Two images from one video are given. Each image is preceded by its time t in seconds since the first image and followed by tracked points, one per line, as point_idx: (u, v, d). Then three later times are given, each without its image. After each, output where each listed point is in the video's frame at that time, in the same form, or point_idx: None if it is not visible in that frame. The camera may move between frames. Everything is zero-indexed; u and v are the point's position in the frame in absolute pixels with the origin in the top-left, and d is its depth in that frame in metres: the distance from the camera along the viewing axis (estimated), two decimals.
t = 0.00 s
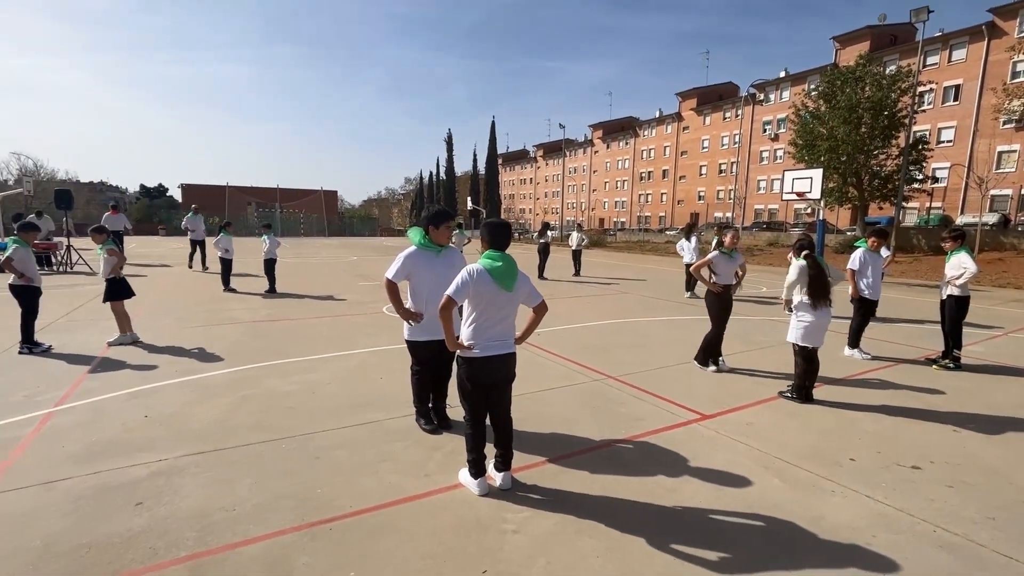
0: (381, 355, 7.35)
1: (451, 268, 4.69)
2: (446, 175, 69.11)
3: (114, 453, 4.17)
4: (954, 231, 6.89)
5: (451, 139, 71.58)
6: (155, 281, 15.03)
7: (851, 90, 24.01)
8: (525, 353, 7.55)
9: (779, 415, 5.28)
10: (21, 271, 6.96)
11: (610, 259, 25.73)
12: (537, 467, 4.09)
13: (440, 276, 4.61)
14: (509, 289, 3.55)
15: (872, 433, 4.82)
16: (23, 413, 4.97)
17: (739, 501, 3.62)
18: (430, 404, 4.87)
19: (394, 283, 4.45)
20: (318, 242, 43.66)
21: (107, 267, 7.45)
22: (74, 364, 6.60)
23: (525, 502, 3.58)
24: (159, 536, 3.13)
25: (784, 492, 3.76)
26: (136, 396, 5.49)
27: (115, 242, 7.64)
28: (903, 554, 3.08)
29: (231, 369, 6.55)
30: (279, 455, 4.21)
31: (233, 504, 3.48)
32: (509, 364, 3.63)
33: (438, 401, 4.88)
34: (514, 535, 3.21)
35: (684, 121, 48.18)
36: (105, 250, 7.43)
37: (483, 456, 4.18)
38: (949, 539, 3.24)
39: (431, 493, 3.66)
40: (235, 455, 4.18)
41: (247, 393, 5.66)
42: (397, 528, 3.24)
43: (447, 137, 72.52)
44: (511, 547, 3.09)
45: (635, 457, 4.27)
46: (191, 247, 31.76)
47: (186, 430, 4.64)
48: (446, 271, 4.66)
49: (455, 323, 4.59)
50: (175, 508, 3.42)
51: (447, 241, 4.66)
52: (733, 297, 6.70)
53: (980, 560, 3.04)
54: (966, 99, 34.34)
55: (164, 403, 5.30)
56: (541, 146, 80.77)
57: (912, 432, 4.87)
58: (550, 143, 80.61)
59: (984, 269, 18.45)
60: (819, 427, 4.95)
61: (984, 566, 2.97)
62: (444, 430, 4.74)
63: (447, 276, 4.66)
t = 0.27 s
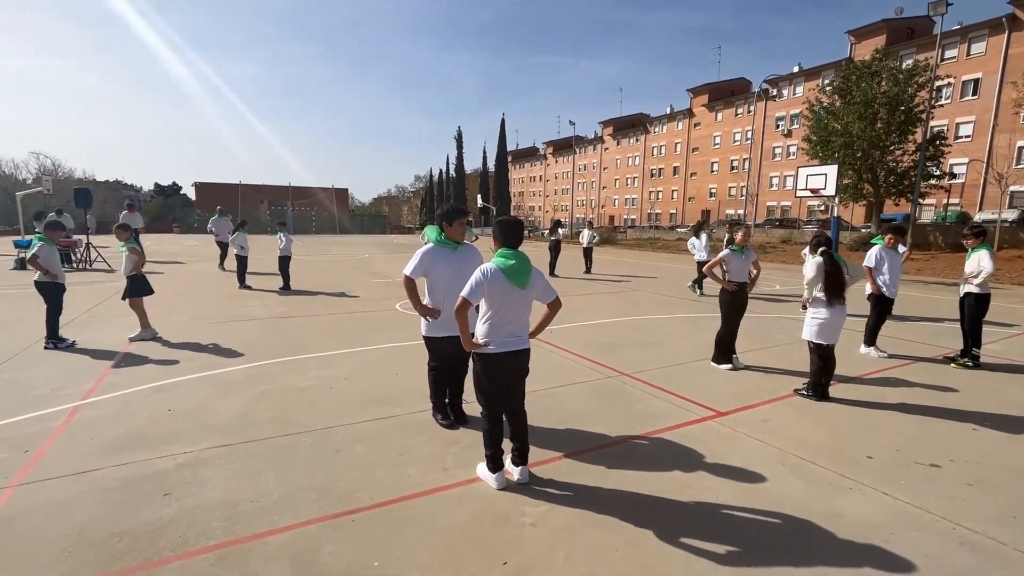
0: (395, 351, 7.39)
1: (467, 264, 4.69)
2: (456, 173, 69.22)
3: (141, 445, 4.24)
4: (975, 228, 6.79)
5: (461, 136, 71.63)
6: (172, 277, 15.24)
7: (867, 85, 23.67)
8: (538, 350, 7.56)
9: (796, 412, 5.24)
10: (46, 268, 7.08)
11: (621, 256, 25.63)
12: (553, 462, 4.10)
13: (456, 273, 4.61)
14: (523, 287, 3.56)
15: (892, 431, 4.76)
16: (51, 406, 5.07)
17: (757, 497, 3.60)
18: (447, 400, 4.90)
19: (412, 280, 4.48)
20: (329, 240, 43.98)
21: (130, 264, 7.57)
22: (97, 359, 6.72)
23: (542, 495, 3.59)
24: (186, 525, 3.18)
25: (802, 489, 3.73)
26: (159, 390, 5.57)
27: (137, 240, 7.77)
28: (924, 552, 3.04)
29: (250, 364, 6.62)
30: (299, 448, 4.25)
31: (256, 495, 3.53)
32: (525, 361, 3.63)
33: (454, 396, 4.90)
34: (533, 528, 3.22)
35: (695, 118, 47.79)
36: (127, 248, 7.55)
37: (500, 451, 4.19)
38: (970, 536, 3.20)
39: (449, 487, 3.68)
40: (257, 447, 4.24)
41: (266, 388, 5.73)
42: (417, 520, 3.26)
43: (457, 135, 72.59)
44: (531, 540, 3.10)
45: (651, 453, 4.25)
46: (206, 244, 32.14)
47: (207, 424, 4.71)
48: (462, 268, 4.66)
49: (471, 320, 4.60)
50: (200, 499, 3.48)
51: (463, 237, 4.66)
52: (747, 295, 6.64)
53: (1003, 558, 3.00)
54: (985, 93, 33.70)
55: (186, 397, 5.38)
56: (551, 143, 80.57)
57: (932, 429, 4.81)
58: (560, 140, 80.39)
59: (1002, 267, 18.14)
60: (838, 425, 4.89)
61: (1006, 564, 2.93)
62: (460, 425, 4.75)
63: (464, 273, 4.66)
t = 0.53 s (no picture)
0: (403, 348, 7.40)
1: (476, 261, 4.68)
2: (461, 171, 69.25)
3: (157, 440, 4.28)
4: (987, 225, 6.72)
5: (466, 134, 71.64)
6: (183, 275, 15.38)
7: (876, 81, 23.48)
8: (545, 348, 7.56)
9: (805, 410, 5.21)
10: (59, 265, 7.15)
11: (627, 253, 25.57)
12: (563, 458, 4.10)
13: (465, 270, 4.61)
14: (530, 285, 3.55)
15: (903, 429, 4.73)
16: (67, 401, 5.13)
17: (767, 493, 3.60)
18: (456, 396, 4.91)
19: (423, 277, 4.48)
20: (335, 237, 44.16)
21: (143, 261, 7.64)
22: (111, 355, 6.78)
23: (553, 491, 3.59)
24: (203, 518, 3.21)
25: (812, 486, 3.72)
26: (173, 386, 5.62)
27: (151, 238, 7.84)
28: (932, 548, 3.04)
29: (261, 360, 6.67)
30: (310, 444, 4.28)
31: (269, 489, 3.56)
32: (534, 358, 3.64)
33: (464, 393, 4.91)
34: (544, 523, 3.22)
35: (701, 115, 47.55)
36: (140, 246, 7.61)
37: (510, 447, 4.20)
38: (980, 534, 3.18)
39: (460, 482, 3.68)
40: (270, 443, 4.27)
41: (276, 384, 5.76)
42: (429, 514, 3.28)
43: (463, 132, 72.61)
44: (542, 535, 3.11)
45: (660, 450, 4.25)
46: (214, 242, 32.41)
47: (220, 419, 4.74)
48: (471, 264, 4.66)
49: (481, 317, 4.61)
50: (215, 493, 3.50)
51: (471, 234, 4.67)
52: (755, 293, 6.61)
53: (1013, 556, 2.97)
54: (996, 89, 33.34)
55: (200, 393, 5.42)
56: (557, 141, 80.42)
57: (943, 427, 4.78)
58: (566, 137, 80.23)
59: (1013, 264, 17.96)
60: (848, 422, 4.88)
61: (1014, 561, 2.92)
62: (470, 422, 4.77)
63: (473, 270, 4.66)
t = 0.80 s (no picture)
0: (404, 345, 7.41)
1: (477, 258, 4.69)
2: (462, 168, 69.19)
3: (161, 436, 4.29)
4: (989, 223, 6.70)
5: (467, 131, 71.55)
6: (184, 272, 15.39)
7: (878, 79, 23.41)
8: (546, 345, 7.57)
9: (807, 407, 5.22)
10: (61, 262, 7.16)
11: (628, 251, 25.55)
12: (566, 455, 4.11)
13: (467, 267, 4.62)
14: (531, 281, 3.55)
15: (904, 426, 4.74)
16: (71, 398, 5.14)
17: (768, 490, 3.61)
18: (459, 393, 4.92)
19: (424, 275, 4.48)
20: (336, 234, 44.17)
21: (146, 258, 7.63)
22: (115, 352, 6.79)
23: (555, 488, 3.60)
24: (207, 514, 3.22)
25: (813, 484, 3.72)
26: (176, 383, 5.63)
27: (154, 234, 7.82)
28: (933, 545, 3.04)
29: (264, 358, 6.68)
30: (313, 441, 4.29)
31: (273, 485, 3.57)
32: (536, 355, 3.64)
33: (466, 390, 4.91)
34: (547, 519, 3.23)
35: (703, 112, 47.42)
36: (144, 243, 7.61)
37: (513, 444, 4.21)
38: (981, 532, 3.18)
39: (463, 479, 3.69)
40: (273, 439, 4.27)
41: (279, 381, 5.77)
42: (432, 511, 3.29)
43: (464, 130, 72.51)
44: (545, 531, 3.11)
45: (662, 447, 4.26)
46: (216, 239, 32.41)
47: (223, 416, 4.75)
48: (472, 262, 4.66)
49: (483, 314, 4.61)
50: (219, 489, 3.51)
51: (472, 230, 4.68)
52: (755, 290, 6.61)
53: (1014, 553, 2.97)
54: (999, 86, 33.22)
55: (203, 390, 5.43)
56: (558, 138, 80.28)
57: (944, 425, 4.79)
58: (567, 135, 80.09)
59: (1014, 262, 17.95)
60: (849, 420, 4.88)
61: (1014, 559, 2.92)
62: (473, 419, 4.77)
63: (474, 267, 4.66)
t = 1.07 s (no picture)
0: (401, 342, 7.40)
1: (472, 255, 4.68)
2: (459, 166, 69.12)
3: (155, 434, 4.28)
4: (983, 221, 6.73)
5: (465, 129, 71.44)
6: (181, 269, 15.33)
7: (875, 77, 23.45)
8: (542, 343, 7.57)
9: (801, 405, 5.23)
10: (55, 260, 7.12)
11: (625, 249, 25.57)
12: (561, 452, 4.12)
13: (463, 265, 4.61)
14: (526, 279, 3.57)
15: (898, 423, 4.76)
16: (66, 396, 5.12)
17: (762, 487, 3.62)
18: (455, 391, 4.92)
19: (420, 272, 4.47)
20: (333, 232, 44.02)
21: (142, 257, 7.60)
22: (110, 350, 6.77)
23: (550, 485, 3.61)
24: (202, 512, 3.22)
25: (805, 480, 3.74)
26: (171, 381, 5.61)
27: (151, 233, 7.78)
28: (924, 540, 3.06)
29: (260, 355, 6.66)
30: (309, 438, 4.28)
31: (268, 483, 3.56)
32: (531, 352, 3.65)
33: (462, 387, 4.91)
34: (541, 516, 3.24)
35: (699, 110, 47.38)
36: (141, 241, 7.57)
37: (508, 441, 4.21)
38: (972, 527, 3.20)
39: (458, 476, 3.70)
40: (269, 437, 4.27)
41: (274, 379, 5.76)
42: (427, 508, 3.29)
43: (461, 127, 72.39)
44: (539, 528, 3.12)
45: (657, 444, 4.27)
46: (212, 237, 32.27)
47: (219, 414, 4.74)
48: (467, 260, 4.65)
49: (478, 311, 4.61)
50: (215, 487, 3.51)
51: (467, 228, 4.67)
52: (749, 289, 6.63)
53: (1003, 548, 3.00)
54: (995, 85, 33.31)
55: (198, 388, 5.41)
56: (556, 136, 80.24)
57: (935, 422, 4.81)
58: (565, 133, 80.05)
59: (1009, 261, 18.03)
60: (844, 417, 4.90)
61: (1004, 554, 2.94)
62: (469, 416, 4.78)
63: (469, 265, 4.65)
